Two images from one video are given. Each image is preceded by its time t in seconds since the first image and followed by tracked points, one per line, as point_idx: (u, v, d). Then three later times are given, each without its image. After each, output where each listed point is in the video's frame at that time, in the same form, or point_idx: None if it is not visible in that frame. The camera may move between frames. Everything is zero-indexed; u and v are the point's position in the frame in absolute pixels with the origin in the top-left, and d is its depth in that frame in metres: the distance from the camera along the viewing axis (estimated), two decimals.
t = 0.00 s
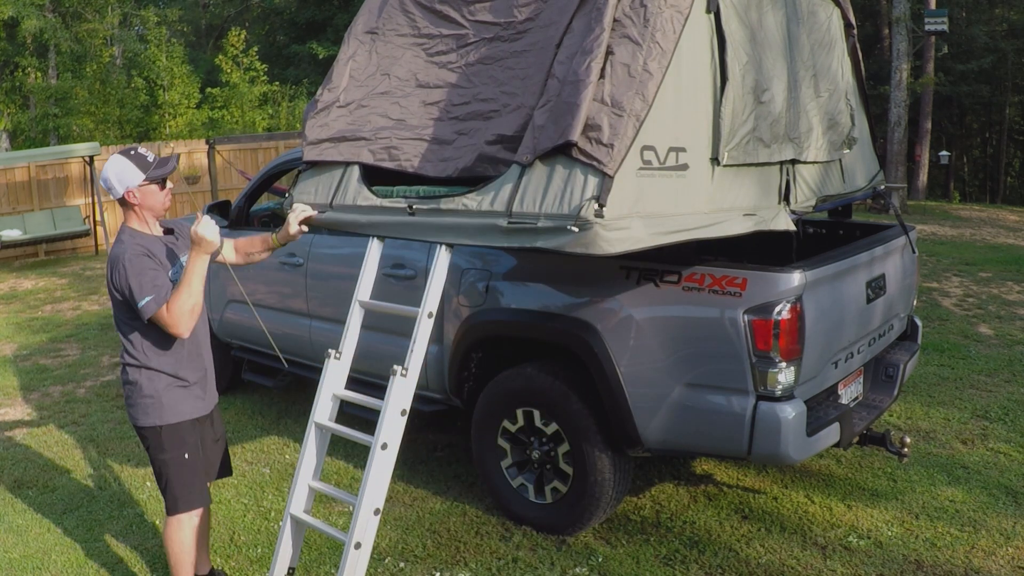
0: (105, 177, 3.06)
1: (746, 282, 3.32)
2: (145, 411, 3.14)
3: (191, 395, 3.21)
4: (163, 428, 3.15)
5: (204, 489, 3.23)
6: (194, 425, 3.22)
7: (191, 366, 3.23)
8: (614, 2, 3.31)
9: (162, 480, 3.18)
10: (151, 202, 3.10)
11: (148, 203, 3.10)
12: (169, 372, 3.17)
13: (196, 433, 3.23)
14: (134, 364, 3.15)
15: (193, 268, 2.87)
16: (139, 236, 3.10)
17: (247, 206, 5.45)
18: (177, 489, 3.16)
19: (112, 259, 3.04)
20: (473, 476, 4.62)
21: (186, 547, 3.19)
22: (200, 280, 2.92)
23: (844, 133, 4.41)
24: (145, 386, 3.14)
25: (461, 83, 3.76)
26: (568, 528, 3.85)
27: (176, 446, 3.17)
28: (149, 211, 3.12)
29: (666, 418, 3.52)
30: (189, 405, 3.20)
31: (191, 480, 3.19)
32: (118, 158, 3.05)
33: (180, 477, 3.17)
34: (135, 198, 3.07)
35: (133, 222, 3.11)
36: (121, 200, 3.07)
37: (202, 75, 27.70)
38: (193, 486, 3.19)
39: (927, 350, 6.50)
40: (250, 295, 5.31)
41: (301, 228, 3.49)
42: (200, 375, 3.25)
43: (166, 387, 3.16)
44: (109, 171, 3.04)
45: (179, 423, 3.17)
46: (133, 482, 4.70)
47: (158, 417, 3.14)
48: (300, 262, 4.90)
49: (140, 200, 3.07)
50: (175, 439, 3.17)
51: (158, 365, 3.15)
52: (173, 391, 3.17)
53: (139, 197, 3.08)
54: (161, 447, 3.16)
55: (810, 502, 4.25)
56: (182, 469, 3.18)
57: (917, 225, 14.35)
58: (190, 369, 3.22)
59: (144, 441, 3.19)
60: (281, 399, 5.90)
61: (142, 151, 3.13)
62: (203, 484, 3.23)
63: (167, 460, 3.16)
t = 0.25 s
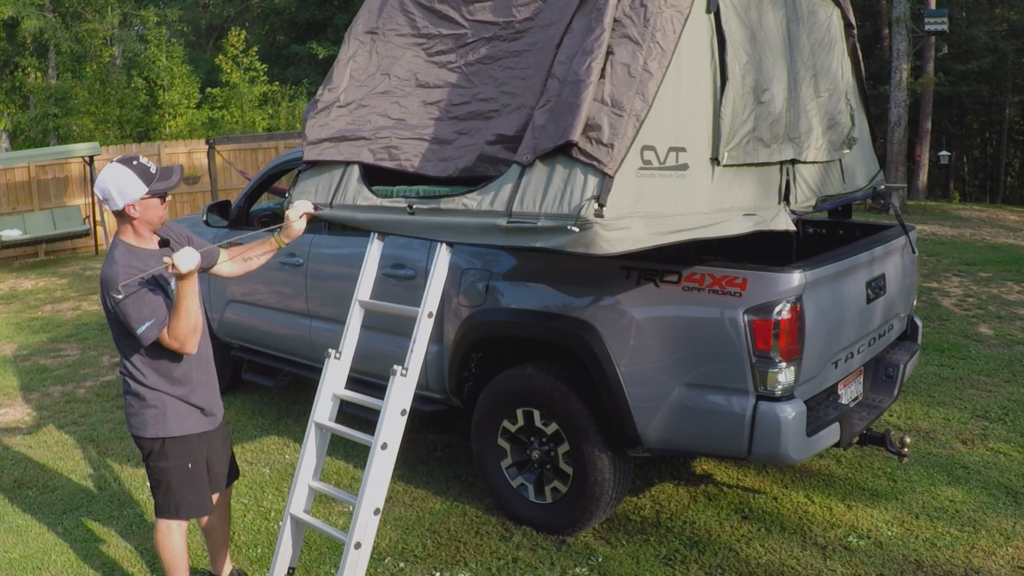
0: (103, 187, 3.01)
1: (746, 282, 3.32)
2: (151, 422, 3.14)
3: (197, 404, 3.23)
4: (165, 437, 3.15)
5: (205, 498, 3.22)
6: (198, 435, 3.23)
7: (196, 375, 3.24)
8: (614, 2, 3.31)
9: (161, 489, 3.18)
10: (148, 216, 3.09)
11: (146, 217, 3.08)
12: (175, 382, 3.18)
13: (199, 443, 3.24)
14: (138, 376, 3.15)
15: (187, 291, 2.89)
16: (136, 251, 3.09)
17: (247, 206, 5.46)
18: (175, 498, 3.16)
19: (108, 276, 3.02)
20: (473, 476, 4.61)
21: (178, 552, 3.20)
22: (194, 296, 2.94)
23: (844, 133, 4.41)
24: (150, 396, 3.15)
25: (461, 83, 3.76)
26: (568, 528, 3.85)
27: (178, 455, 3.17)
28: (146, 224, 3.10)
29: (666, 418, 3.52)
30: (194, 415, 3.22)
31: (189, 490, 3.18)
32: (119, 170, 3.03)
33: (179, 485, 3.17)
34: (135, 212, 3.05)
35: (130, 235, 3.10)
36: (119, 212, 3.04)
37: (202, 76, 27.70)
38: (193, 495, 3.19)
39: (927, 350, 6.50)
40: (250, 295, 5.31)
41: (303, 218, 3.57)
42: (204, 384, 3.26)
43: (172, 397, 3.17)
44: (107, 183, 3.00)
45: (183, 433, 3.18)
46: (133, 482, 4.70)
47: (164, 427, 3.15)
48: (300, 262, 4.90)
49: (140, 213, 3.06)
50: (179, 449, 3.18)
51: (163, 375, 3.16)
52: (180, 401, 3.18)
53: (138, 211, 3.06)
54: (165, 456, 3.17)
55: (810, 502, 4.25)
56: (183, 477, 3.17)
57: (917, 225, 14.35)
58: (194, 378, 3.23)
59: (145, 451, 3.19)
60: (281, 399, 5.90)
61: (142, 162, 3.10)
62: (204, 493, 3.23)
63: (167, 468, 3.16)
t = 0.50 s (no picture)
0: (109, 187, 3.00)
1: (746, 282, 3.32)
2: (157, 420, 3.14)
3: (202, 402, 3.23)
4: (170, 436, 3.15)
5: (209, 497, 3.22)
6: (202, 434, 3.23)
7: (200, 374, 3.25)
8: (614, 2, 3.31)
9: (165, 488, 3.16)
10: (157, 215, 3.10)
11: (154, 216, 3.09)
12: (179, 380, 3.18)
13: (203, 442, 3.23)
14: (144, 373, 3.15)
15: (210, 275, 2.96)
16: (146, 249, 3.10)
17: (247, 206, 5.46)
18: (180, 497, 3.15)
19: (117, 275, 3.02)
20: (473, 476, 4.62)
21: (180, 552, 3.18)
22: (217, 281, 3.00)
23: (844, 133, 4.41)
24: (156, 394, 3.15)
25: (460, 83, 3.76)
26: (568, 528, 3.85)
27: (182, 454, 3.17)
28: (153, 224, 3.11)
29: (666, 418, 3.52)
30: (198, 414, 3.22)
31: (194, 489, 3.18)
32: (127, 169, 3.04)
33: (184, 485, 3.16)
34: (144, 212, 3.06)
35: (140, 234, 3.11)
36: (127, 212, 3.04)
37: (202, 76, 27.70)
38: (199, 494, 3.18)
39: (927, 350, 6.50)
40: (250, 296, 5.31)
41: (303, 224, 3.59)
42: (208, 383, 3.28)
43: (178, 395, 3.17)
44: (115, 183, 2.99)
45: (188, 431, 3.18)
46: (133, 482, 4.70)
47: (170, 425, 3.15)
48: (300, 262, 4.90)
49: (148, 213, 3.06)
50: (182, 448, 3.17)
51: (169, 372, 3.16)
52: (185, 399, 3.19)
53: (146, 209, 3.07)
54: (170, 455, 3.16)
55: (810, 502, 4.25)
56: (187, 476, 3.17)
57: (918, 225, 14.34)
58: (198, 377, 3.24)
59: (149, 450, 3.18)
60: (281, 399, 5.90)
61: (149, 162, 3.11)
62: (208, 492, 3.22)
63: (170, 468, 3.15)
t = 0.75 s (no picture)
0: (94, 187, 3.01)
1: (746, 282, 3.32)
2: (149, 420, 3.14)
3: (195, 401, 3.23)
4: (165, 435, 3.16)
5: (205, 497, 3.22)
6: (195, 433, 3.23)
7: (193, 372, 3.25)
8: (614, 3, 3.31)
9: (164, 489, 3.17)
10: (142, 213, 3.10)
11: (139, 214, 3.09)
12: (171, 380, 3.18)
13: (197, 442, 3.23)
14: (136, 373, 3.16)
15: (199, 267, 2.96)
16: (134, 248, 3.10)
17: (247, 206, 5.47)
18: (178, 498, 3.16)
19: (104, 275, 3.03)
20: (473, 476, 4.62)
21: (178, 552, 3.20)
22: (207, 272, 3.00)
23: (844, 133, 4.41)
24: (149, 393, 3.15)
25: (460, 82, 3.76)
26: (568, 528, 3.85)
27: (176, 454, 3.17)
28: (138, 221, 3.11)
29: (666, 418, 3.52)
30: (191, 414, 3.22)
31: (191, 489, 3.18)
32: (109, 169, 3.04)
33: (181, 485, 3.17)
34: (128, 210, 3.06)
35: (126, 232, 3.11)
36: (112, 211, 3.05)
37: (202, 75, 27.70)
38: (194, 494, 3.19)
39: (927, 350, 6.50)
40: (250, 295, 5.31)
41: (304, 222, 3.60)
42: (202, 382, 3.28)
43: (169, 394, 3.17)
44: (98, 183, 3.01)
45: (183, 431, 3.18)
46: (133, 482, 4.70)
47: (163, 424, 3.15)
48: (300, 262, 4.90)
49: (133, 211, 3.07)
50: (176, 448, 3.17)
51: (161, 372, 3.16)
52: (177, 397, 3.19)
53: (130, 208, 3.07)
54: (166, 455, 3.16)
55: (810, 502, 4.25)
56: (182, 477, 3.17)
57: (918, 225, 14.34)
58: (190, 376, 3.23)
59: (144, 450, 3.19)
60: (281, 399, 5.90)
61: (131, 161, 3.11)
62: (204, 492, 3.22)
63: (166, 468, 3.16)
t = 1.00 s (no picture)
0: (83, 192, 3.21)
1: (746, 282, 3.32)
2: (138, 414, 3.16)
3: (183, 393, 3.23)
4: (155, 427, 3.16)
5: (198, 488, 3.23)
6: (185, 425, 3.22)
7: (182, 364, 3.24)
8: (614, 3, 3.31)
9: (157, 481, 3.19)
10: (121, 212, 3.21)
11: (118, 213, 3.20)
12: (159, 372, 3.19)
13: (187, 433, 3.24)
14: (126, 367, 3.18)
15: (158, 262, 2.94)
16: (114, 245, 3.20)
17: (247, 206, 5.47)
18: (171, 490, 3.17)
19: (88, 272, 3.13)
20: (473, 476, 4.61)
21: (187, 548, 3.21)
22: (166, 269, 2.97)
23: (844, 133, 4.41)
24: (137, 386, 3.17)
25: (460, 82, 3.76)
26: (568, 528, 3.85)
27: (167, 446, 3.18)
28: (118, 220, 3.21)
29: (666, 418, 3.53)
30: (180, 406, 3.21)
31: (183, 481, 3.20)
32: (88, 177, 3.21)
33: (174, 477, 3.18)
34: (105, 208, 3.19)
35: (106, 231, 3.22)
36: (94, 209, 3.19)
37: (201, 75, 27.71)
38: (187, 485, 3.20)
39: (927, 350, 6.50)
40: (250, 295, 5.31)
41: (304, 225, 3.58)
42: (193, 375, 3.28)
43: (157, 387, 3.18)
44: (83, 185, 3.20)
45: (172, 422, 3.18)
46: (133, 482, 4.70)
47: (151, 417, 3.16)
48: (300, 262, 4.89)
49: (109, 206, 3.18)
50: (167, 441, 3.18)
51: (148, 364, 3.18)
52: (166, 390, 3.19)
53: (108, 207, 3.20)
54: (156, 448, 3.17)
55: (810, 502, 4.25)
56: (175, 469, 3.18)
57: (917, 225, 14.34)
58: (178, 371, 3.23)
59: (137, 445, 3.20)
60: (281, 399, 5.90)
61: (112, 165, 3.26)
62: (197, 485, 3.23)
63: (160, 461, 3.17)
